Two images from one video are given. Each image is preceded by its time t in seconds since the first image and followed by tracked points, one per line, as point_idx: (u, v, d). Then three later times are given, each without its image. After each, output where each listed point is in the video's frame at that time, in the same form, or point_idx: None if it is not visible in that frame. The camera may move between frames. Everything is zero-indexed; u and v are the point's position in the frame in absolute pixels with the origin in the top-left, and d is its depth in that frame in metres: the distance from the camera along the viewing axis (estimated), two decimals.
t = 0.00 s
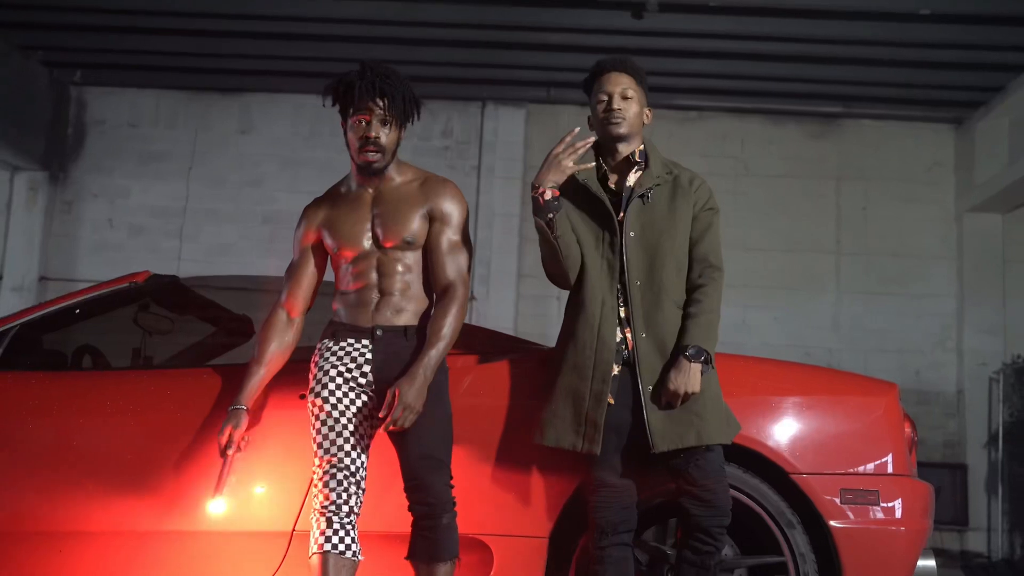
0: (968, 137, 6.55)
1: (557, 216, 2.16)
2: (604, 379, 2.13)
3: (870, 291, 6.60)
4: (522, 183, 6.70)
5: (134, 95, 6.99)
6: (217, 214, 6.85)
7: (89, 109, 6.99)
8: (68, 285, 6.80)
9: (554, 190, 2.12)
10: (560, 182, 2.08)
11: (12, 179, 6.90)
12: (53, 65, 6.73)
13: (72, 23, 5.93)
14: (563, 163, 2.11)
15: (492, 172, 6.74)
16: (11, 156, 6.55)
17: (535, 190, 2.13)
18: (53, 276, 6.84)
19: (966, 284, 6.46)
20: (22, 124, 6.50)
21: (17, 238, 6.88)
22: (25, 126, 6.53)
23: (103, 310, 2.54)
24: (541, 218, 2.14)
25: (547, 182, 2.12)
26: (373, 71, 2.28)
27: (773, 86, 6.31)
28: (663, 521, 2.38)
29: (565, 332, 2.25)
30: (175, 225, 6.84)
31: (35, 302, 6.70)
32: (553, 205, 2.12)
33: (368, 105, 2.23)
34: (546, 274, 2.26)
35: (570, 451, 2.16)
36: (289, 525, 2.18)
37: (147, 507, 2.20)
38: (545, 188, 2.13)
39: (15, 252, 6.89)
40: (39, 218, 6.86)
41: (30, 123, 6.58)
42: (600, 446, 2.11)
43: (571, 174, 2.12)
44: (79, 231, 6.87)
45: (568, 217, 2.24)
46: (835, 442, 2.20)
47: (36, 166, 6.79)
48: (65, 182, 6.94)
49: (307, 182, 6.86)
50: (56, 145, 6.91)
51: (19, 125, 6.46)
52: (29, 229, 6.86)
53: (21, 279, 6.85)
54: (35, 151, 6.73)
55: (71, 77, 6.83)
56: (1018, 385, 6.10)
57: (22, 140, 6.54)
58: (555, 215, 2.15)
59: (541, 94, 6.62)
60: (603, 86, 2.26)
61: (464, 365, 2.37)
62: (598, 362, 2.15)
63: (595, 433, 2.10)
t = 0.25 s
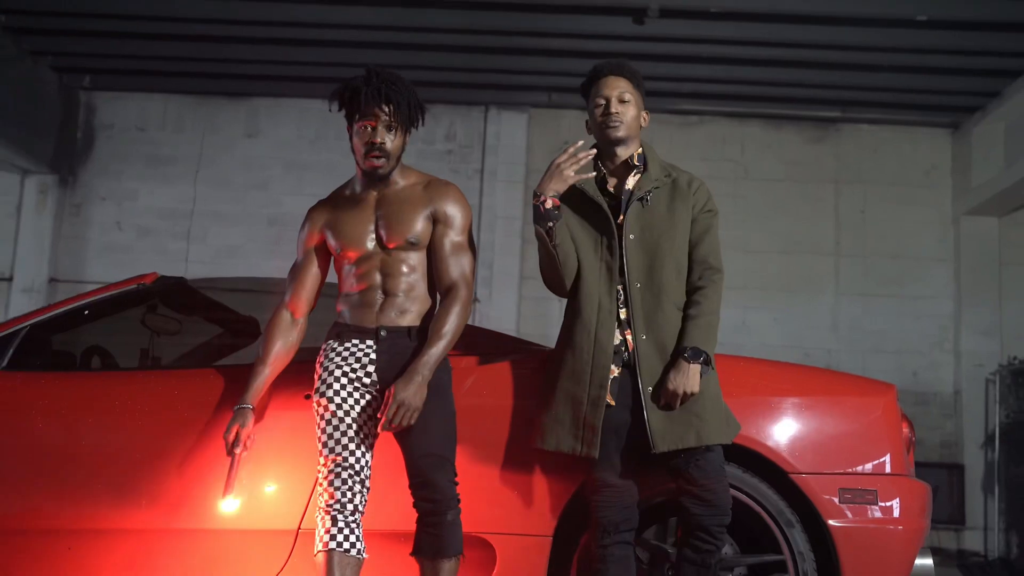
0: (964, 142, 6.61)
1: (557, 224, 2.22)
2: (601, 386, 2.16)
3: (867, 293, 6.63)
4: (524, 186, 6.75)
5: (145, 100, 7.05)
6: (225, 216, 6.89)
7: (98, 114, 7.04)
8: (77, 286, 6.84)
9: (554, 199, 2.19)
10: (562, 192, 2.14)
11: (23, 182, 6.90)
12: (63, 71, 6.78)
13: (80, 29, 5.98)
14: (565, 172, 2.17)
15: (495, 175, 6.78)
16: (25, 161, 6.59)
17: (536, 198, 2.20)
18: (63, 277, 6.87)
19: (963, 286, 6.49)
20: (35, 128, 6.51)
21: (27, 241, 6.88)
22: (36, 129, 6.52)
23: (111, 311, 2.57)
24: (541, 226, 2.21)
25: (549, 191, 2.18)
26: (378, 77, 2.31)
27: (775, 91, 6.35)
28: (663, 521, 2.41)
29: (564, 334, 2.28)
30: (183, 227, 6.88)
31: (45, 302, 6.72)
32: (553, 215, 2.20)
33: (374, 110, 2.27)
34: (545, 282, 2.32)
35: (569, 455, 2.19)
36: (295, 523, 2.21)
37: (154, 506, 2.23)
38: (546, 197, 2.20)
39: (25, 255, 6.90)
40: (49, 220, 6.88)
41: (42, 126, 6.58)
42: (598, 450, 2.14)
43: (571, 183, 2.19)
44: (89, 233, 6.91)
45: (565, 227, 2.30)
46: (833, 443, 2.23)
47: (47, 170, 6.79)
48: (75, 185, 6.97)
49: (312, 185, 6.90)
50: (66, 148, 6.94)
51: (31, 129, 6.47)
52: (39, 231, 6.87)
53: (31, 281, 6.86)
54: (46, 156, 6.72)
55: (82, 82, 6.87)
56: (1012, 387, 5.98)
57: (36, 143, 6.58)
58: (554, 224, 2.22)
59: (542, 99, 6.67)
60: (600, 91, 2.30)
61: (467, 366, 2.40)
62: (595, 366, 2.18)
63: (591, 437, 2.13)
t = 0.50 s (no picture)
0: (959, 145, 6.62)
1: (551, 235, 2.27)
2: (603, 390, 2.19)
3: (862, 294, 6.66)
4: (526, 189, 6.79)
5: (152, 104, 7.09)
6: (231, 219, 6.93)
7: (106, 118, 7.08)
8: (86, 288, 6.89)
9: (548, 211, 2.25)
10: (555, 204, 2.20)
11: (32, 186, 6.94)
12: (72, 76, 6.84)
13: (87, 35, 6.03)
14: (558, 183, 2.23)
15: (497, 178, 6.82)
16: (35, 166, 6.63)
17: (530, 212, 2.25)
18: (71, 279, 6.92)
19: (958, 287, 6.53)
20: (44, 134, 6.56)
21: (37, 244, 6.93)
22: (45, 134, 6.58)
23: (119, 313, 2.62)
24: (537, 237, 2.26)
25: (543, 203, 2.24)
26: (380, 82, 2.34)
27: (776, 95, 6.39)
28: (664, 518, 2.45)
29: (567, 337, 2.32)
30: (189, 230, 6.93)
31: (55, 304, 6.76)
32: (548, 226, 2.24)
33: (375, 115, 2.30)
34: (545, 288, 2.37)
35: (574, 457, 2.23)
36: (299, 521, 2.24)
37: (157, 502, 2.26)
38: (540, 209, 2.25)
39: (34, 258, 6.94)
40: (58, 223, 6.92)
41: (50, 131, 6.64)
42: (603, 452, 2.19)
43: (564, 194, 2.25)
44: (97, 236, 6.95)
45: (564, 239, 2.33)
46: (831, 442, 2.25)
47: (56, 174, 6.83)
48: (83, 189, 7.02)
49: (317, 189, 6.93)
50: (74, 152, 6.99)
51: (41, 134, 6.52)
52: (47, 234, 6.91)
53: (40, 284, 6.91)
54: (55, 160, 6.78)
55: (89, 87, 6.93)
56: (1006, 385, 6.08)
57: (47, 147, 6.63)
58: (550, 234, 2.27)
59: (543, 103, 6.71)
60: (591, 100, 2.32)
61: (469, 366, 2.43)
62: (596, 373, 2.21)
63: (595, 440, 2.17)
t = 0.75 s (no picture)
0: (956, 146, 6.66)
1: (556, 241, 2.29)
2: (603, 391, 2.21)
3: (860, 293, 6.68)
4: (526, 190, 6.82)
5: (155, 107, 7.12)
6: (233, 220, 6.95)
7: (109, 121, 7.11)
8: (90, 289, 6.91)
9: (552, 216, 2.25)
10: (559, 209, 2.20)
11: (36, 188, 6.96)
12: (76, 78, 6.88)
13: (90, 38, 6.07)
14: (561, 189, 2.23)
15: (497, 179, 6.84)
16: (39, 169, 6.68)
17: (535, 218, 2.26)
18: (76, 280, 6.95)
19: (955, 287, 6.55)
20: (48, 136, 6.59)
21: (41, 245, 6.94)
22: (49, 137, 6.61)
23: (121, 313, 2.64)
24: (542, 243, 2.27)
25: (547, 208, 2.24)
26: (379, 83, 2.36)
27: (776, 96, 6.41)
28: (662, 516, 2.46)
29: (568, 337, 2.34)
30: (192, 231, 6.95)
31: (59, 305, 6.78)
32: (552, 231, 2.26)
33: (374, 116, 2.32)
34: (549, 290, 2.38)
35: (573, 457, 2.25)
36: (301, 519, 2.26)
37: (161, 502, 2.28)
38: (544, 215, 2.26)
39: (38, 259, 6.96)
40: (62, 225, 6.94)
41: (54, 133, 6.67)
42: (601, 452, 2.20)
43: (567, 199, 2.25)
44: (101, 237, 6.98)
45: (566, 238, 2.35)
46: (829, 439, 2.27)
47: (60, 176, 6.85)
48: (87, 191, 7.05)
49: (318, 190, 6.96)
50: (78, 154, 7.02)
51: (44, 136, 6.55)
52: (51, 236, 6.94)
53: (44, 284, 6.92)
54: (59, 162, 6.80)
55: (93, 90, 6.99)
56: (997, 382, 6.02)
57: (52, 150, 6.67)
58: (554, 240, 2.28)
59: (543, 105, 6.74)
60: (588, 104, 2.34)
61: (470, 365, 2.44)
62: (597, 374, 2.23)
63: (595, 440, 2.19)
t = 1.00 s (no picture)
0: (951, 141, 6.66)
1: (557, 237, 2.29)
2: (603, 385, 2.22)
3: (857, 288, 6.69)
4: (526, 186, 6.83)
5: (157, 105, 7.14)
6: (235, 218, 6.97)
7: (111, 119, 7.13)
8: (92, 286, 6.94)
9: (554, 212, 2.26)
10: (560, 205, 2.21)
11: (39, 186, 7.00)
12: (78, 77, 6.91)
13: (92, 37, 6.09)
14: (563, 184, 2.24)
15: (496, 176, 6.86)
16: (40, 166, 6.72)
17: (536, 213, 2.27)
18: (79, 278, 6.97)
19: (951, 282, 6.56)
20: (51, 135, 6.62)
21: (44, 243, 6.98)
22: (52, 135, 6.64)
23: (122, 309, 2.66)
24: (543, 239, 2.28)
25: (548, 205, 2.25)
26: (376, 80, 2.37)
27: (776, 92, 6.42)
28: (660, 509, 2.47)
29: (568, 332, 2.35)
30: (194, 229, 6.97)
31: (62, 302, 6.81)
32: (554, 227, 2.26)
33: (371, 112, 2.33)
34: (549, 286, 2.39)
35: (571, 452, 2.26)
36: (302, 513, 2.28)
37: (163, 497, 2.30)
38: (545, 211, 2.26)
39: (41, 257, 7.00)
40: (64, 223, 6.98)
41: (56, 131, 6.70)
42: (600, 447, 2.21)
43: (568, 195, 2.26)
44: (103, 235, 7.00)
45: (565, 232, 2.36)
46: (825, 433, 2.29)
47: (62, 173, 6.88)
48: (89, 189, 7.07)
49: (319, 188, 6.98)
50: (80, 152, 7.04)
51: (47, 134, 6.58)
52: (53, 234, 6.97)
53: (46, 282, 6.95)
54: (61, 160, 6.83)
55: (95, 88, 7.01)
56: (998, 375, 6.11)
57: (52, 149, 6.70)
58: (555, 236, 2.29)
59: (543, 102, 6.76)
60: (586, 100, 2.35)
61: (469, 360, 2.45)
62: (596, 369, 2.23)
63: (594, 435, 2.20)
